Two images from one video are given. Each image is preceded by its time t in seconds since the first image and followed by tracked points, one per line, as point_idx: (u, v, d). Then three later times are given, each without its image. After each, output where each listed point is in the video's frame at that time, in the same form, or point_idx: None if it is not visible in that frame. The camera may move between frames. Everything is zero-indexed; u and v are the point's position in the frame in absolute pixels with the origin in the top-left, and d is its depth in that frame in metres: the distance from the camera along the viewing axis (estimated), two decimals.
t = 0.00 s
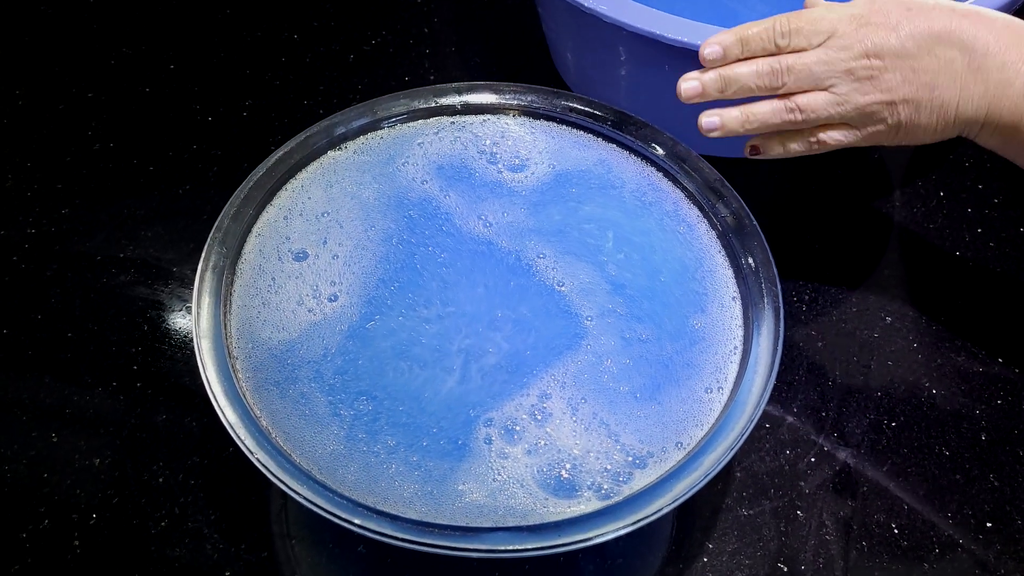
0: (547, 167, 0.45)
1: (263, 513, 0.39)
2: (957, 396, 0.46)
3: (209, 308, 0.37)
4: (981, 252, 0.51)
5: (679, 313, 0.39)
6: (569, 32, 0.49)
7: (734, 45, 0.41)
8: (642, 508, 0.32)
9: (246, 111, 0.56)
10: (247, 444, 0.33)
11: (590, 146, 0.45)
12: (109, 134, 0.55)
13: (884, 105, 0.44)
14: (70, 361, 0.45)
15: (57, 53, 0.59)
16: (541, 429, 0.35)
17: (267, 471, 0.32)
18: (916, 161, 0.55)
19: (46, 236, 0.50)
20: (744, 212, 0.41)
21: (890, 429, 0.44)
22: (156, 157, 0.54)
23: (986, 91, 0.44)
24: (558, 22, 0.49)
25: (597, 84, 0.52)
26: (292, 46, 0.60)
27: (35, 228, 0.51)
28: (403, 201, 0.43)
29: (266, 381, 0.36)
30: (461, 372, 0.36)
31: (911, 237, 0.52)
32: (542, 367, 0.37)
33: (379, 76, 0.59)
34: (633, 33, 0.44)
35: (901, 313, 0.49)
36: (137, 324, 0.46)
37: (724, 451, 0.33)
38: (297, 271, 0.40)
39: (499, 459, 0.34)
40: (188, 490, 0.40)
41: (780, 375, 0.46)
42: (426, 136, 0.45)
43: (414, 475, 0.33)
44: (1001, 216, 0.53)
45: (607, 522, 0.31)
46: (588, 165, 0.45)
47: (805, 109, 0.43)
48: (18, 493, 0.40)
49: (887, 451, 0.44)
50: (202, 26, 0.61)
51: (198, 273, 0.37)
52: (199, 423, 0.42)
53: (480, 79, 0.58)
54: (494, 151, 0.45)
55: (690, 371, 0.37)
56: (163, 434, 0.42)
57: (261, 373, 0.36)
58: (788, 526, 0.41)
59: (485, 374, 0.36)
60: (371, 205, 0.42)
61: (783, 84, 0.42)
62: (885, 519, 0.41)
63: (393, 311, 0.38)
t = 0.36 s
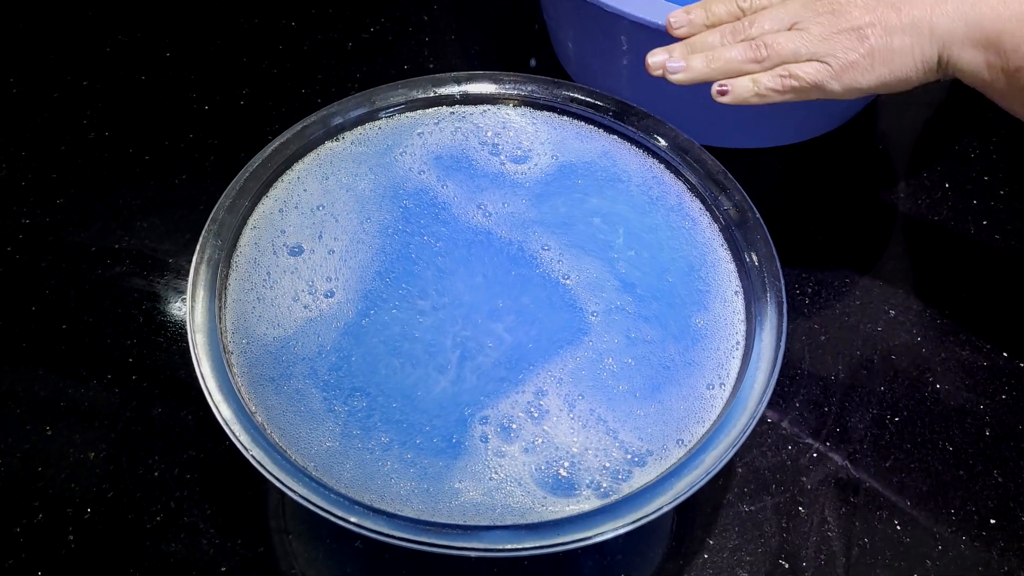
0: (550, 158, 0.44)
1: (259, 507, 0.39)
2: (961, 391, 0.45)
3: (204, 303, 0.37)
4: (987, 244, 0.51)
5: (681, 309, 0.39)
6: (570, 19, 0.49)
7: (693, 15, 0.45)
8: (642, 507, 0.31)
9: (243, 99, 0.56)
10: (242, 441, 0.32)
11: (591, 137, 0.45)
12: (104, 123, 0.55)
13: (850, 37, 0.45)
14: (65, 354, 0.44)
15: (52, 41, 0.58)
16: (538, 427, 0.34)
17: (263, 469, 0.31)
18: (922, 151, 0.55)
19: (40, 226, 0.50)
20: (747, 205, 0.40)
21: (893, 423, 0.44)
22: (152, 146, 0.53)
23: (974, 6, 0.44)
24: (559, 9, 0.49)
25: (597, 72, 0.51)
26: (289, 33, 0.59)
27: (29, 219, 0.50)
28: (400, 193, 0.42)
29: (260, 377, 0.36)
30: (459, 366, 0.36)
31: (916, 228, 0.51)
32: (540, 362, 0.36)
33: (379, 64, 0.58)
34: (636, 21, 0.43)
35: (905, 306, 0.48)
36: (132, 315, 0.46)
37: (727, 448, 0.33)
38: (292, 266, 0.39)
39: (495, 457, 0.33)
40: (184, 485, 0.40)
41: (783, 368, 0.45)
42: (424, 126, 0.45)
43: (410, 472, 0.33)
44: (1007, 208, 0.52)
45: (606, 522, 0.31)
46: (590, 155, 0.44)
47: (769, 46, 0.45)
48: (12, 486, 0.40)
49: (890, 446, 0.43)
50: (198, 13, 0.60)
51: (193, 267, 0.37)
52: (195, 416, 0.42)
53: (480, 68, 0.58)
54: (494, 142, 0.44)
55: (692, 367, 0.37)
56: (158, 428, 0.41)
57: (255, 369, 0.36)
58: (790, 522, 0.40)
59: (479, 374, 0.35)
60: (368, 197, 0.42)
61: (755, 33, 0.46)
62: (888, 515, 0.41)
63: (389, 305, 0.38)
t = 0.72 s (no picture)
0: (552, 142, 0.43)
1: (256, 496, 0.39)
2: (968, 381, 0.45)
3: (198, 291, 0.36)
4: (995, 232, 0.50)
5: (687, 301, 0.38)
6: None
7: None
8: (643, 503, 0.31)
9: (240, 81, 0.55)
10: (239, 433, 0.32)
11: (593, 122, 0.44)
12: (98, 105, 0.54)
13: None
14: (59, 341, 0.43)
15: (45, 20, 0.57)
16: (536, 420, 0.34)
17: (258, 462, 0.31)
18: (931, 137, 0.54)
19: (34, 210, 0.49)
20: (753, 193, 0.39)
21: (898, 414, 0.43)
22: (147, 128, 0.52)
23: None
24: None
25: (600, 54, 0.50)
26: (287, 14, 0.58)
27: (22, 202, 0.49)
28: (398, 178, 0.41)
29: (255, 367, 0.35)
30: (457, 356, 0.35)
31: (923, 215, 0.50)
32: (539, 352, 0.35)
33: (378, 45, 0.57)
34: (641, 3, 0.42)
35: (911, 294, 0.47)
36: (127, 301, 0.45)
37: (729, 443, 0.32)
38: (288, 255, 0.38)
39: (492, 451, 0.33)
40: (179, 473, 0.39)
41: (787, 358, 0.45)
42: (423, 110, 0.44)
43: (407, 465, 0.33)
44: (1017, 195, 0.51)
45: (606, 517, 0.31)
46: (593, 140, 0.43)
47: None
48: (6, 475, 0.39)
49: (895, 437, 0.43)
50: None
51: (187, 256, 0.36)
52: (191, 404, 0.41)
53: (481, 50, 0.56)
54: (494, 126, 0.43)
55: (696, 358, 0.36)
56: (153, 416, 0.41)
57: (250, 359, 0.35)
58: (792, 514, 0.40)
59: (474, 369, 0.35)
60: (366, 182, 0.41)
61: None
62: (892, 508, 0.41)
63: (386, 293, 0.37)
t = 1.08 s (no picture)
0: (555, 129, 0.42)
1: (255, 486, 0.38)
2: (974, 373, 0.44)
3: (196, 281, 0.36)
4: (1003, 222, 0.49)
5: (691, 292, 0.37)
6: None
7: None
8: (646, 496, 0.31)
9: (239, 66, 0.54)
10: (237, 425, 0.32)
11: (597, 109, 0.43)
12: (95, 89, 0.53)
13: None
14: (57, 329, 0.43)
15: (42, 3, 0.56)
16: (536, 412, 0.33)
17: (257, 453, 0.31)
18: (939, 125, 0.53)
19: (31, 196, 0.48)
20: (759, 182, 0.39)
21: (903, 406, 0.43)
22: (145, 114, 0.52)
23: None
24: None
25: (604, 39, 0.49)
26: None
27: (19, 188, 0.49)
28: (398, 165, 0.40)
29: (253, 358, 0.35)
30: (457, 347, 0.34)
31: (930, 205, 0.50)
32: (541, 343, 0.35)
33: (380, 30, 0.56)
34: None
35: (918, 285, 0.47)
36: (124, 289, 0.44)
37: (734, 435, 0.32)
38: (286, 245, 0.37)
39: (492, 444, 0.32)
40: (177, 463, 0.39)
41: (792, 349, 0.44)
42: (424, 96, 0.43)
43: (406, 458, 0.32)
44: None
45: (607, 511, 0.30)
46: (597, 127, 0.42)
47: None
48: (3, 463, 0.39)
49: (899, 429, 0.42)
50: None
51: (185, 244, 0.36)
52: (189, 393, 0.41)
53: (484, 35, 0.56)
54: (497, 112, 0.42)
55: (700, 350, 0.36)
56: (151, 405, 0.40)
57: (247, 349, 0.35)
58: (796, 506, 0.40)
59: (473, 361, 0.34)
60: (366, 169, 0.40)
61: None
62: (897, 500, 0.40)
63: (385, 283, 0.36)
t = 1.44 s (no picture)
0: (557, 117, 0.41)
1: (253, 476, 0.38)
2: (978, 365, 0.44)
3: (193, 271, 0.35)
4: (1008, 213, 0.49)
5: (694, 282, 0.37)
6: None
7: None
8: (647, 491, 0.30)
9: (237, 52, 0.53)
10: (234, 416, 0.32)
11: (600, 96, 0.42)
12: (93, 74, 0.52)
13: None
14: (54, 317, 0.43)
15: None
16: (536, 404, 0.33)
17: (254, 444, 0.31)
18: (946, 113, 0.52)
19: (27, 182, 0.48)
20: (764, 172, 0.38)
21: (907, 398, 0.42)
22: (143, 99, 0.51)
23: None
24: None
25: (607, 25, 0.48)
26: None
27: (16, 174, 0.48)
28: (398, 153, 0.40)
29: (251, 348, 0.34)
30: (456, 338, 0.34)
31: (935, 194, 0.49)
32: (541, 334, 0.34)
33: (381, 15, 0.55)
34: None
35: (923, 276, 0.46)
36: (122, 277, 0.44)
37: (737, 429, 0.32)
38: (283, 235, 0.37)
39: (491, 437, 0.32)
40: (175, 453, 0.38)
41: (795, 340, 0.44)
42: (425, 83, 0.42)
43: (404, 450, 0.32)
44: None
45: (608, 505, 0.30)
46: (600, 115, 0.42)
47: None
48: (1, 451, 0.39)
49: (903, 421, 0.42)
50: None
51: (181, 233, 0.36)
52: (187, 382, 0.40)
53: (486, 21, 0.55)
54: (498, 99, 0.42)
55: (703, 342, 0.35)
56: (149, 393, 0.40)
57: (245, 339, 0.34)
58: (797, 498, 0.39)
59: (472, 352, 0.34)
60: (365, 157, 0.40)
61: None
62: (899, 493, 0.40)
63: (384, 273, 0.36)
